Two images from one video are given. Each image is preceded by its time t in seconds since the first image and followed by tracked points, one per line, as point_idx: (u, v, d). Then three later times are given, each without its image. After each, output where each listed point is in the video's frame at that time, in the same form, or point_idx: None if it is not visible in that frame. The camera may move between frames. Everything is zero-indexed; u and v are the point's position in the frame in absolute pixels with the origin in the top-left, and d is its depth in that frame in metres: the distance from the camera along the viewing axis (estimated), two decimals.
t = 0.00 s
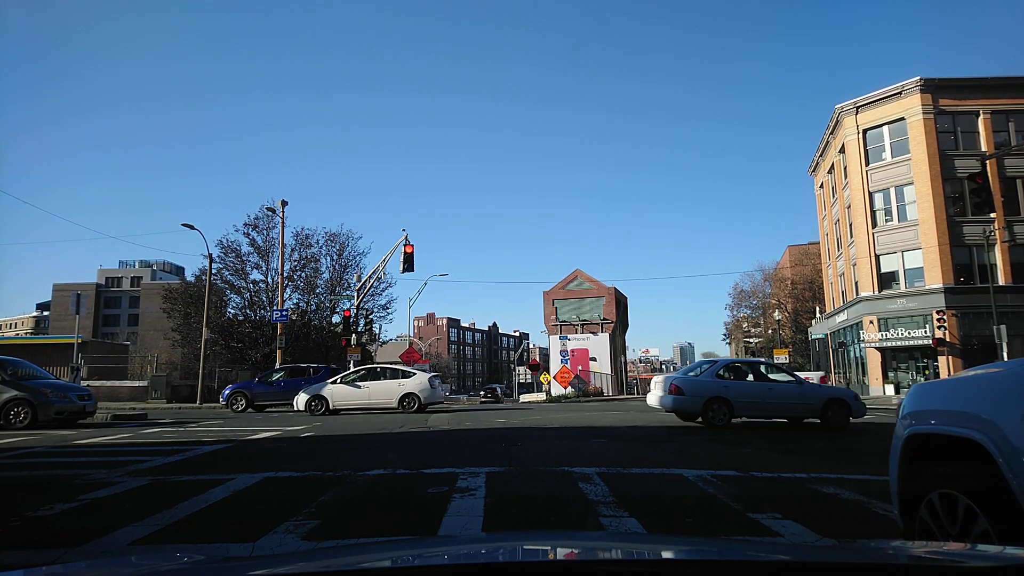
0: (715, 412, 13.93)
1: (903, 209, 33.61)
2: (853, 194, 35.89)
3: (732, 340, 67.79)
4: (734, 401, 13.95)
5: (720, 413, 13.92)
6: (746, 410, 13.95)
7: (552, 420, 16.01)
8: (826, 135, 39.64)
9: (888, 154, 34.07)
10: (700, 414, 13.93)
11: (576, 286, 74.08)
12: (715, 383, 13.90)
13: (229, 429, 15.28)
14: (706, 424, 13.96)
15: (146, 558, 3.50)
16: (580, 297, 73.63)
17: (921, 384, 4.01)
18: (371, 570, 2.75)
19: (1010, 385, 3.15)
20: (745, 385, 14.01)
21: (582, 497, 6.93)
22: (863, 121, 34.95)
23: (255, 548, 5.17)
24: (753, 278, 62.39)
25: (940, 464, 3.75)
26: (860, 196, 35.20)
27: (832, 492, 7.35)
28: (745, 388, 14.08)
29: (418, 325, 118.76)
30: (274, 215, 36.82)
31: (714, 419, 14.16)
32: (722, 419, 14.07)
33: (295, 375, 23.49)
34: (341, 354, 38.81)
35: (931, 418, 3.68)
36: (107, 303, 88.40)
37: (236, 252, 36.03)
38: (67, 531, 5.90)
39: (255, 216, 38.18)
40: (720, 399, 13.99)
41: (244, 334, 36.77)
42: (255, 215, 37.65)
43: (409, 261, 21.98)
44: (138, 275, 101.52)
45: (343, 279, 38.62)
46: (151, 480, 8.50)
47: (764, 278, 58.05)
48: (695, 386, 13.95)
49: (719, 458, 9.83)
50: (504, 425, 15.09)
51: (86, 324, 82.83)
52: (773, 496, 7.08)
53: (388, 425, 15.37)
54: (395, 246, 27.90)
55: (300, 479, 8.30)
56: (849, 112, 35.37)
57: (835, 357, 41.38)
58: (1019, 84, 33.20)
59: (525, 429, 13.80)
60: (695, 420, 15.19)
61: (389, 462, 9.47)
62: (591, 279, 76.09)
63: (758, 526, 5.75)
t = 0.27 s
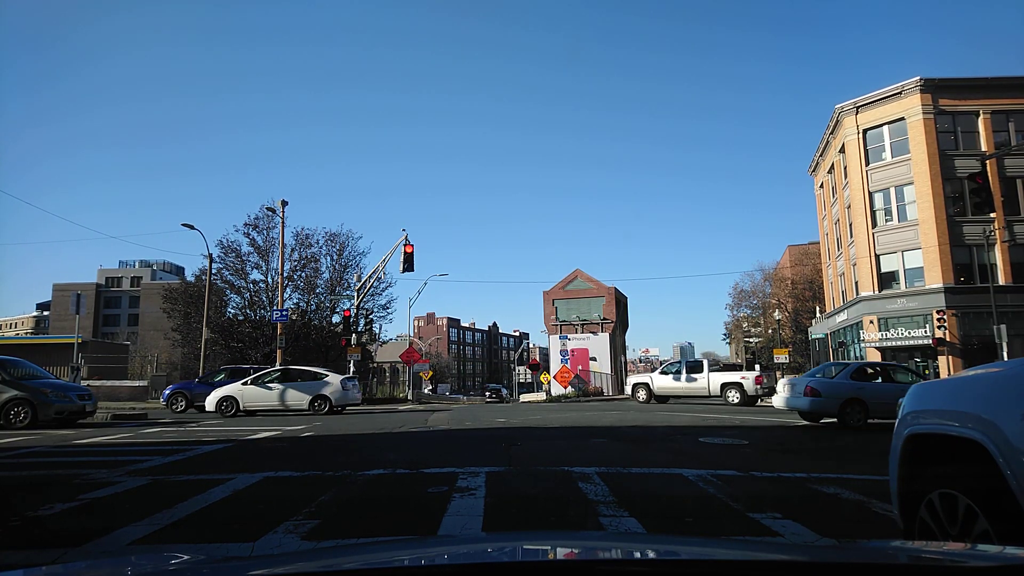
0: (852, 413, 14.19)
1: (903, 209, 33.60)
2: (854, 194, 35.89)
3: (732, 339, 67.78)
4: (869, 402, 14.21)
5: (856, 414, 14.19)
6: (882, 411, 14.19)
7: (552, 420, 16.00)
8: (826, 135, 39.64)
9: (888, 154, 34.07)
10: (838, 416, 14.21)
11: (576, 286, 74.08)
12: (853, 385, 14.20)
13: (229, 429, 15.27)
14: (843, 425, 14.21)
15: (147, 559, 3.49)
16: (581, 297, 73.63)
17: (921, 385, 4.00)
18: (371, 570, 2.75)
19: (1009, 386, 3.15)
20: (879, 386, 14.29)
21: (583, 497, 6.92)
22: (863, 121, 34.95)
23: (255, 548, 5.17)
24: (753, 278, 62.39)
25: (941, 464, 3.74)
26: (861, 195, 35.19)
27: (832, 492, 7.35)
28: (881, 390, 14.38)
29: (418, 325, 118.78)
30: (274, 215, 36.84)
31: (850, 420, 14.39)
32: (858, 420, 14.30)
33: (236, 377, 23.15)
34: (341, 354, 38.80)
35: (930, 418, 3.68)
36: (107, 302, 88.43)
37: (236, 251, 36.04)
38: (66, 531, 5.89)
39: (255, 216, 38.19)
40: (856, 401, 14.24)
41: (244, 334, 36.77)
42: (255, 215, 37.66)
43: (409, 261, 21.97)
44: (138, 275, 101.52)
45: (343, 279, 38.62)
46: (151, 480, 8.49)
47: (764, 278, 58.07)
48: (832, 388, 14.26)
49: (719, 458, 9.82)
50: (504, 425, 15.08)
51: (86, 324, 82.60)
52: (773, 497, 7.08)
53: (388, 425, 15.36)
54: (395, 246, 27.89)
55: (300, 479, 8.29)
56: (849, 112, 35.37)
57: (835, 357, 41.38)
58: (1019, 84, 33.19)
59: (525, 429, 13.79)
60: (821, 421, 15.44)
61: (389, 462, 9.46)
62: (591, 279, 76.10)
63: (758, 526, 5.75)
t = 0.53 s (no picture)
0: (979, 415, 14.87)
1: (903, 209, 33.60)
2: (854, 194, 35.90)
3: (732, 339, 67.80)
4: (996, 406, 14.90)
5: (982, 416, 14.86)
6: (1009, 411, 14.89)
7: (552, 420, 16.01)
8: (826, 135, 39.65)
9: (888, 154, 34.08)
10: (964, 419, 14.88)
11: (576, 286, 74.10)
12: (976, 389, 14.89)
13: (230, 429, 15.27)
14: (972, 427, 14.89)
15: (146, 559, 3.49)
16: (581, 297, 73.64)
17: (920, 385, 4.01)
18: (373, 570, 2.76)
19: (1009, 386, 3.15)
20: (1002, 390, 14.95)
21: (583, 497, 6.93)
22: (863, 121, 34.96)
23: (255, 549, 5.17)
24: (753, 278, 62.42)
25: (941, 464, 3.75)
26: (861, 195, 35.20)
27: (832, 492, 7.35)
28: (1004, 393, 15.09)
29: (418, 325, 118.81)
30: (274, 215, 36.86)
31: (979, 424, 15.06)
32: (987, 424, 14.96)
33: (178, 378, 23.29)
34: (341, 354, 38.81)
35: (930, 418, 3.69)
36: (107, 302, 88.44)
37: (236, 252, 36.05)
38: (67, 531, 5.90)
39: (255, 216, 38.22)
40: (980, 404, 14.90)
41: (244, 334, 36.78)
42: (255, 215, 37.68)
43: (409, 262, 21.98)
44: (138, 275, 101.54)
45: (343, 279, 38.63)
46: (151, 480, 8.50)
47: (764, 278, 58.09)
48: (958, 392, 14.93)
49: (719, 458, 9.83)
50: (504, 425, 15.09)
51: (86, 324, 82.68)
52: (773, 496, 7.08)
53: (388, 425, 15.38)
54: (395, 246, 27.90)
55: (300, 479, 8.29)
56: (849, 112, 35.39)
57: (835, 357, 41.40)
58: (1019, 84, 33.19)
59: (525, 429, 13.80)
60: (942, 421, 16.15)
61: (389, 462, 9.46)
62: (591, 279, 76.11)
63: (758, 526, 5.75)
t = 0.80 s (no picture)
0: None
1: (903, 209, 33.60)
2: (854, 194, 35.90)
3: (732, 339, 67.78)
4: None
5: None
6: None
7: (552, 420, 16.02)
8: (826, 135, 39.66)
9: (888, 154, 34.08)
10: None
11: (576, 286, 74.08)
12: None
13: (230, 429, 15.27)
14: None
15: (147, 558, 3.49)
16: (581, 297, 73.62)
17: (920, 384, 4.01)
18: (372, 570, 2.76)
19: (1009, 386, 3.15)
20: None
21: (583, 497, 6.93)
22: (863, 121, 34.96)
23: (255, 548, 5.17)
24: (753, 279, 62.41)
25: (942, 464, 3.75)
26: (861, 195, 35.21)
27: (832, 492, 7.35)
28: None
29: (418, 325, 118.90)
30: (274, 215, 36.90)
31: None
32: None
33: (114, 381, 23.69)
34: (341, 354, 38.82)
35: (930, 418, 3.69)
36: (107, 303, 88.48)
37: (236, 251, 36.07)
38: (66, 531, 5.90)
39: (255, 216, 38.22)
40: None
41: (244, 334, 36.80)
42: (255, 215, 37.72)
43: (409, 262, 21.97)
44: (138, 274, 101.56)
45: (343, 279, 38.66)
46: (151, 480, 8.50)
47: (764, 278, 58.09)
48: None
49: (719, 458, 9.83)
50: (504, 425, 15.09)
51: (86, 324, 82.70)
52: (773, 496, 7.08)
53: (388, 425, 15.39)
54: (396, 246, 27.88)
55: (300, 479, 8.29)
56: (849, 112, 35.39)
57: (835, 357, 41.41)
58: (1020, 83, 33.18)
59: (524, 429, 13.81)
60: None
61: (389, 462, 9.47)
62: (591, 279, 76.11)
63: (757, 526, 5.76)
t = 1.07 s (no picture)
0: None
1: (903, 209, 33.60)
2: (854, 194, 35.90)
3: (732, 339, 67.78)
4: None
5: None
6: None
7: (552, 420, 16.02)
8: (826, 135, 39.65)
9: (888, 154, 34.09)
10: None
11: (576, 286, 74.05)
12: None
13: (230, 429, 15.25)
14: None
15: (146, 558, 3.49)
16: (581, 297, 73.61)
17: (920, 385, 4.01)
18: (372, 570, 2.76)
19: (1007, 386, 3.16)
20: None
21: (583, 497, 6.93)
22: (863, 121, 34.95)
23: (255, 548, 5.17)
24: (753, 279, 62.43)
25: (941, 464, 3.75)
26: (861, 195, 35.20)
27: (832, 492, 7.35)
28: None
29: (418, 325, 118.90)
30: (274, 215, 36.90)
31: None
32: None
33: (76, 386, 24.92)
34: (341, 354, 38.82)
35: (929, 418, 3.69)
36: (107, 303, 88.48)
37: (236, 252, 36.07)
38: (66, 531, 5.90)
39: (255, 216, 38.23)
40: None
41: (244, 334, 36.79)
42: (255, 215, 37.73)
43: (409, 262, 21.98)
44: (138, 274, 101.58)
45: (343, 279, 38.66)
46: (151, 480, 8.50)
47: (764, 278, 58.10)
48: None
49: (719, 458, 9.84)
50: (504, 425, 15.08)
51: (86, 324, 82.73)
52: (773, 496, 7.08)
53: (388, 425, 15.38)
54: (396, 246, 27.90)
55: (300, 479, 8.29)
56: (849, 112, 35.40)
57: (835, 357, 41.42)
58: (1020, 83, 33.19)
59: (524, 429, 13.81)
60: None
61: (389, 462, 9.47)
62: (592, 279, 76.10)
63: (758, 526, 5.75)
